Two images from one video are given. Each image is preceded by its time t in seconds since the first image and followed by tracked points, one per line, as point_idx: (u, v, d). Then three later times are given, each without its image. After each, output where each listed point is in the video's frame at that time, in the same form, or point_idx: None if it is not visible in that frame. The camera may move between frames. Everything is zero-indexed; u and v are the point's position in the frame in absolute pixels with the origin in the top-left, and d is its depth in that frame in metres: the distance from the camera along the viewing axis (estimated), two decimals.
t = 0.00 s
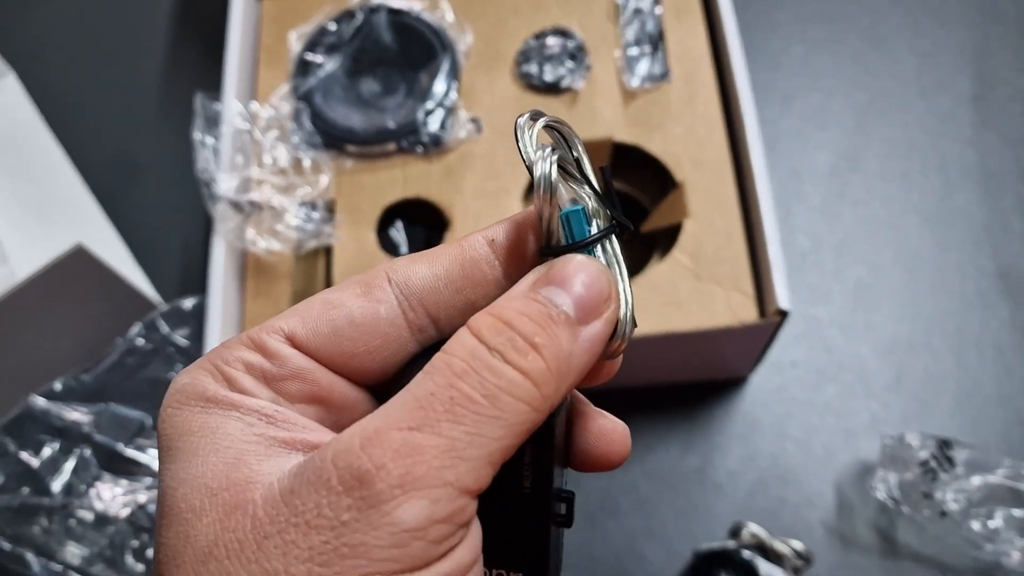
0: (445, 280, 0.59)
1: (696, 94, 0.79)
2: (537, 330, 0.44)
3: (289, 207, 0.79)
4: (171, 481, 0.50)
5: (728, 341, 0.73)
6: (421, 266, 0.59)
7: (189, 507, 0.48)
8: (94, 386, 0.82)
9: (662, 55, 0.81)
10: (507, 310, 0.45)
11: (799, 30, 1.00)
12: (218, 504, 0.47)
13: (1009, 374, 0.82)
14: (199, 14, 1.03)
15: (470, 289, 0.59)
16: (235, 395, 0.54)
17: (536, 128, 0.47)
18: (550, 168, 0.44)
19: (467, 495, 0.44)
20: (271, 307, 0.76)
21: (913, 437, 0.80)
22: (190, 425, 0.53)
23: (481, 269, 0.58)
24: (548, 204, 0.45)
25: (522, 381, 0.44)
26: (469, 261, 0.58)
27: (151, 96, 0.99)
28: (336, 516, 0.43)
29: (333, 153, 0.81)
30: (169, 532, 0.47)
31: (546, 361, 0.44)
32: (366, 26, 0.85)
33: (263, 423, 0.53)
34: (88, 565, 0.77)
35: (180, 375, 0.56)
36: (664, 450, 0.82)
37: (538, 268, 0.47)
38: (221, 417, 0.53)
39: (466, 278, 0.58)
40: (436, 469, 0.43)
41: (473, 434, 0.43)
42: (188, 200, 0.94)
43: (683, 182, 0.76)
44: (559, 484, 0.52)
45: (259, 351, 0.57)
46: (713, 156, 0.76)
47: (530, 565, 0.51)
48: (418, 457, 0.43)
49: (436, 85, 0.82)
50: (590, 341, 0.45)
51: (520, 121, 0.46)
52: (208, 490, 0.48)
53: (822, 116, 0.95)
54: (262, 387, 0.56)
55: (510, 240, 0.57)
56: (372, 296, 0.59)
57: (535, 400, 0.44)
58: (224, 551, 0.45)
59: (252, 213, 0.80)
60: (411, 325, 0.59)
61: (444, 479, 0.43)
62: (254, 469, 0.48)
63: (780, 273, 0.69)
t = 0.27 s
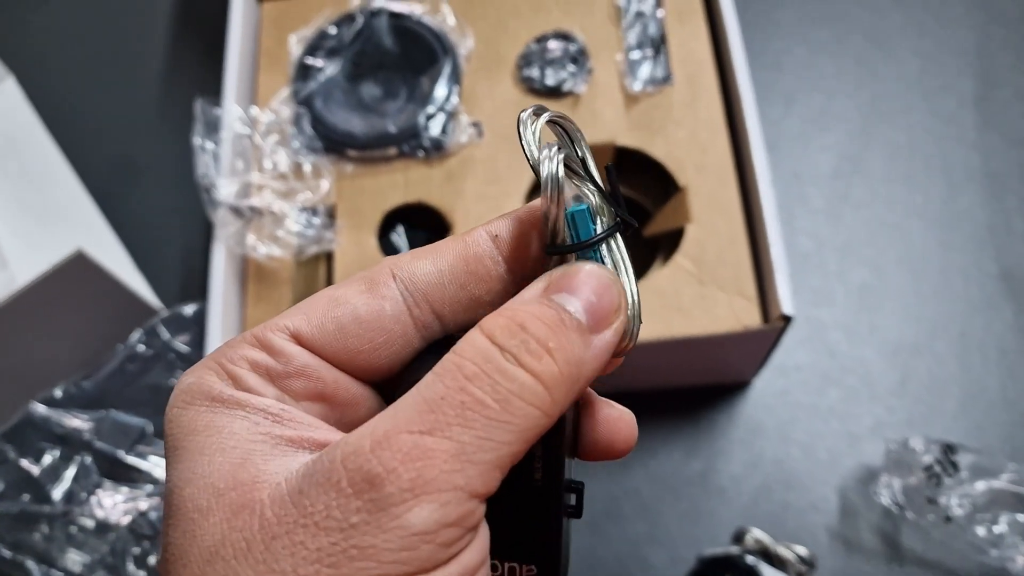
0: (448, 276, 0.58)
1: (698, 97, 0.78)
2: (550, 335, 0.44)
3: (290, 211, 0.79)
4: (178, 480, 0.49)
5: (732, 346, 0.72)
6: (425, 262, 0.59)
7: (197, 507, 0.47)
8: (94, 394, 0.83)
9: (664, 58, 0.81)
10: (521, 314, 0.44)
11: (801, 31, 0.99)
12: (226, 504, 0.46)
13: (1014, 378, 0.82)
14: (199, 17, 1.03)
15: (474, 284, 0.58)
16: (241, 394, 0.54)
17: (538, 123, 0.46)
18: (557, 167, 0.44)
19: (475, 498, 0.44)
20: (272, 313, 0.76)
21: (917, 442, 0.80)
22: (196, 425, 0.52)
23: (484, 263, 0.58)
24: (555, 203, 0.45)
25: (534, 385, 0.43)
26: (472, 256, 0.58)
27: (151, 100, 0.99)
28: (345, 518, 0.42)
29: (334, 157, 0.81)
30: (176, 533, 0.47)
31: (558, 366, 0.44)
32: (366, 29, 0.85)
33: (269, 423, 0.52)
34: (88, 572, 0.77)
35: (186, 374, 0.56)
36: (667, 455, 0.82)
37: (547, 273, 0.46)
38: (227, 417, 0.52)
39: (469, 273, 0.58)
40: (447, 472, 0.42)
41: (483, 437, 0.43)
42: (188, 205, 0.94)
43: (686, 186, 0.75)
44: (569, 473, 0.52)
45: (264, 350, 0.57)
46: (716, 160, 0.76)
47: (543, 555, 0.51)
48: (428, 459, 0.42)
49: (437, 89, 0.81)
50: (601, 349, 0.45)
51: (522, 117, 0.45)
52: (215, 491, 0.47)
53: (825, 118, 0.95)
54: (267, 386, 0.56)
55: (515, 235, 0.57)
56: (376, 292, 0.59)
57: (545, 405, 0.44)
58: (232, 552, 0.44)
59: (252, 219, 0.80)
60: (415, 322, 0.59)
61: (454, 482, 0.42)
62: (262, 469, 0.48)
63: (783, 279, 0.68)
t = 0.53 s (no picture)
0: (449, 273, 0.58)
1: (700, 101, 0.78)
2: (560, 343, 0.44)
3: (289, 218, 0.79)
4: (186, 482, 0.48)
5: (734, 351, 0.72)
6: (425, 260, 0.58)
7: (206, 508, 0.46)
8: (94, 400, 0.83)
9: (666, 61, 0.80)
10: (530, 323, 0.44)
11: (803, 33, 0.99)
12: (235, 505, 0.46)
13: (1018, 381, 0.81)
14: (199, 20, 1.02)
15: (473, 280, 0.58)
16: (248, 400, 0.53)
17: (533, 123, 0.44)
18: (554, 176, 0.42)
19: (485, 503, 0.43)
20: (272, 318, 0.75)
21: (921, 447, 0.79)
22: (204, 428, 0.51)
23: (485, 260, 0.58)
24: (557, 214, 0.43)
25: (545, 391, 0.43)
26: (474, 253, 0.58)
27: (151, 104, 0.99)
28: (357, 520, 0.42)
29: (335, 162, 0.80)
30: (184, 533, 0.46)
31: (568, 373, 0.44)
32: (366, 33, 0.84)
33: (277, 431, 0.52)
34: None
35: (190, 378, 0.55)
36: (669, 460, 0.81)
37: (553, 288, 0.46)
38: (236, 423, 0.52)
39: (471, 270, 0.58)
40: (457, 476, 0.42)
41: (494, 442, 0.42)
42: (188, 209, 0.93)
43: (688, 190, 0.75)
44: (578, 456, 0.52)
45: (267, 354, 0.56)
46: (718, 164, 0.75)
47: (554, 540, 0.51)
48: (439, 463, 0.42)
49: (437, 93, 0.81)
50: (608, 358, 0.45)
51: (516, 121, 0.43)
52: (224, 492, 0.47)
53: (827, 121, 0.94)
54: (272, 391, 0.55)
55: (516, 230, 0.57)
56: (377, 291, 0.58)
57: (555, 410, 0.44)
58: (241, 556, 0.44)
59: (252, 225, 0.79)
60: (417, 319, 0.58)
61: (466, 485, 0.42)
62: (271, 472, 0.47)
63: (786, 284, 0.68)
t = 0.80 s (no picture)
0: (462, 271, 0.57)
1: (702, 101, 0.77)
2: (567, 344, 0.43)
3: (288, 219, 0.79)
4: (199, 483, 0.48)
5: (737, 353, 0.71)
6: (437, 256, 0.57)
7: (218, 509, 0.46)
8: (93, 401, 0.83)
9: (668, 61, 0.80)
10: (538, 324, 0.43)
11: (804, 33, 0.98)
12: (248, 506, 0.45)
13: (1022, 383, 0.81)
14: (197, 20, 1.02)
15: (484, 276, 0.58)
16: (262, 400, 0.53)
17: (546, 125, 0.43)
18: (566, 184, 0.42)
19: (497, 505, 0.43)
20: (272, 320, 0.75)
21: (925, 449, 0.79)
22: (216, 429, 0.51)
23: (497, 257, 0.57)
24: (568, 222, 0.43)
25: (555, 391, 0.42)
26: (486, 250, 0.57)
27: (149, 104, 0.98)
28: (370, 521, 0.41)
29: (334, 163, 0.80)
30: (196, 533, 0.46)
31: (578, 374, 0.43)
32: (366, 33, 0.84)
33: (292, 431, 0.51)
34: None
35: (202, 377, 0.54)
36: (671, 463, 0.81)
37: (563, 294, 0.47)
38: (249, 422, 0.51)
39: (484, 267, 0.57)
40: (468, 479, 0.41)
41: (506, 444, 0.42)
42: (187, 211, 0.93)
43: (690, 190, 0.74)
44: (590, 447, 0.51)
45: (280, 353, 0.55)
46: (720, 164, 0.75)
47: (572, 533, 0.50)
48: (451, 465, 0.41)
49: (437, 93, 0.80)
50: (618, 359, 0.45)
51: (529, 124, 0.41)
52: (237, 493, 0.46)
53: (829, 121, 0.94)
54: (286, 391, 0.55)
55: (528, 227, 0.56)
56: (389, 289, 0.57)
57: (567, 411, 0.43)
58: (254, 558, 0.43)
59: (251, 226, 0.79)
60: (429, 315, 0.58)
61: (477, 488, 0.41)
62: (284, 474, 0.47)
63: (789, 285, 0.67)
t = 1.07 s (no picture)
0: (477, 269, 0.57)
1: (703, 101, 0.77)
2: (587, 353, 0.43)
3: (288, 218, 0.78)
4: (217, 486, 0.48)
5: (738, 353, 0.71)
6: (455, 254, 0.57)
7: (236, 513, 0.46)
8: (93, 402, 0.83)
9: (669, 60, 0.79)
10: (557, 331, 0.43)
11: (805, 32, 0.98)
12: (268, 511, 0.45)
13: None
14: (197, 19, 1.01)
15: (500, 276, 0.57)
16: (281, 403, 0.53)
17: (562, 130, 0.42)
18: (583, 187, 0.41)
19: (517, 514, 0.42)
20: (272, 320, 0.75)
21: (927, 450, 0.79)
22: (235, 432, 0.51)
23: (513, 256, 0.57)
24: (584, 229, 0.42)
25: (575, 401, 0.42)
26: (503, 249, 0.57)
27: (149, 104, 0.98)
28: (392, 527, 0.41)
29: (335, 163, 0.80)
30: (214, 537, 0.46)
31: (597, 383, 0.43)
32: (366, 32, 0.83)
33: (309, 435, 0.51)
34: None
35: (219, 379, 0.54)
36: (673, 463, 0.81)
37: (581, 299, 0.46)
38: (268, 425, 0.51)
39: (500, 266, 0.57)
40: (488, 487, 0.41)
41: (527, 452, 0.42)
42: (187, 211, 0.93)
43: (692, 190, 0.74)
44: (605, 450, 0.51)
45: (299, 354, 0.55)
46: (722, 163, 0.75)
47: (590, 537, 0.50)
48: (472, 473, 0.41)
49: (438, 93, 0.80)
50: (635, 368, 0.44)
51: (545, 130, 0.41)
52: (256, 497, 0.46)
53: (830, 120, 0.93)
54: (305, 392, 0.55)
55: (544, 227, 0.56)
56: (406, 287, 0.57)
57: (587, 420, 0.43)
58: (274, 563, 0.43)
59: (252, 226, 0.79)
60: (444, 313, 0.58)
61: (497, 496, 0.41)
62: (304, 480, 0.46)
63: (791, 285, 0.67)
